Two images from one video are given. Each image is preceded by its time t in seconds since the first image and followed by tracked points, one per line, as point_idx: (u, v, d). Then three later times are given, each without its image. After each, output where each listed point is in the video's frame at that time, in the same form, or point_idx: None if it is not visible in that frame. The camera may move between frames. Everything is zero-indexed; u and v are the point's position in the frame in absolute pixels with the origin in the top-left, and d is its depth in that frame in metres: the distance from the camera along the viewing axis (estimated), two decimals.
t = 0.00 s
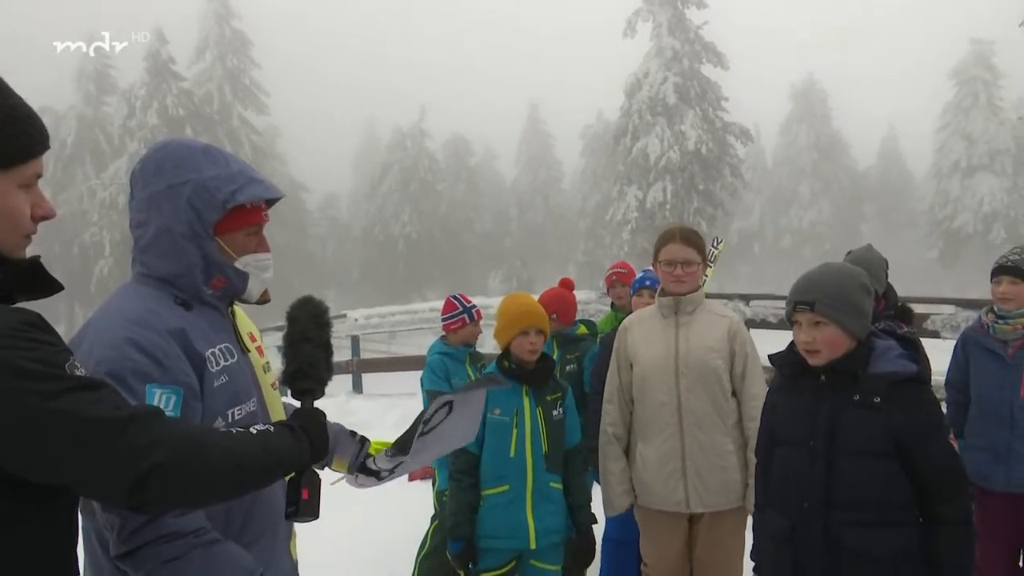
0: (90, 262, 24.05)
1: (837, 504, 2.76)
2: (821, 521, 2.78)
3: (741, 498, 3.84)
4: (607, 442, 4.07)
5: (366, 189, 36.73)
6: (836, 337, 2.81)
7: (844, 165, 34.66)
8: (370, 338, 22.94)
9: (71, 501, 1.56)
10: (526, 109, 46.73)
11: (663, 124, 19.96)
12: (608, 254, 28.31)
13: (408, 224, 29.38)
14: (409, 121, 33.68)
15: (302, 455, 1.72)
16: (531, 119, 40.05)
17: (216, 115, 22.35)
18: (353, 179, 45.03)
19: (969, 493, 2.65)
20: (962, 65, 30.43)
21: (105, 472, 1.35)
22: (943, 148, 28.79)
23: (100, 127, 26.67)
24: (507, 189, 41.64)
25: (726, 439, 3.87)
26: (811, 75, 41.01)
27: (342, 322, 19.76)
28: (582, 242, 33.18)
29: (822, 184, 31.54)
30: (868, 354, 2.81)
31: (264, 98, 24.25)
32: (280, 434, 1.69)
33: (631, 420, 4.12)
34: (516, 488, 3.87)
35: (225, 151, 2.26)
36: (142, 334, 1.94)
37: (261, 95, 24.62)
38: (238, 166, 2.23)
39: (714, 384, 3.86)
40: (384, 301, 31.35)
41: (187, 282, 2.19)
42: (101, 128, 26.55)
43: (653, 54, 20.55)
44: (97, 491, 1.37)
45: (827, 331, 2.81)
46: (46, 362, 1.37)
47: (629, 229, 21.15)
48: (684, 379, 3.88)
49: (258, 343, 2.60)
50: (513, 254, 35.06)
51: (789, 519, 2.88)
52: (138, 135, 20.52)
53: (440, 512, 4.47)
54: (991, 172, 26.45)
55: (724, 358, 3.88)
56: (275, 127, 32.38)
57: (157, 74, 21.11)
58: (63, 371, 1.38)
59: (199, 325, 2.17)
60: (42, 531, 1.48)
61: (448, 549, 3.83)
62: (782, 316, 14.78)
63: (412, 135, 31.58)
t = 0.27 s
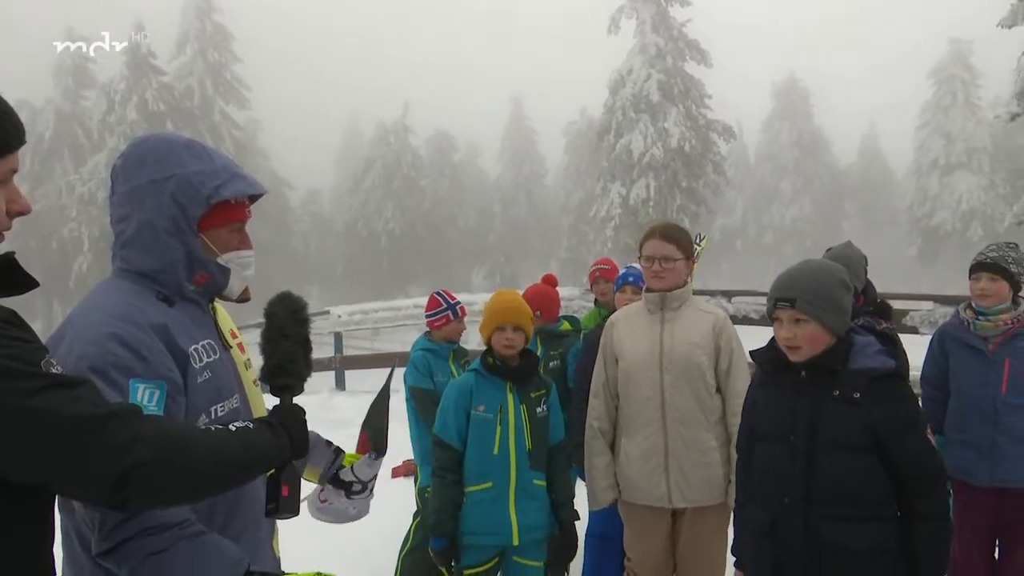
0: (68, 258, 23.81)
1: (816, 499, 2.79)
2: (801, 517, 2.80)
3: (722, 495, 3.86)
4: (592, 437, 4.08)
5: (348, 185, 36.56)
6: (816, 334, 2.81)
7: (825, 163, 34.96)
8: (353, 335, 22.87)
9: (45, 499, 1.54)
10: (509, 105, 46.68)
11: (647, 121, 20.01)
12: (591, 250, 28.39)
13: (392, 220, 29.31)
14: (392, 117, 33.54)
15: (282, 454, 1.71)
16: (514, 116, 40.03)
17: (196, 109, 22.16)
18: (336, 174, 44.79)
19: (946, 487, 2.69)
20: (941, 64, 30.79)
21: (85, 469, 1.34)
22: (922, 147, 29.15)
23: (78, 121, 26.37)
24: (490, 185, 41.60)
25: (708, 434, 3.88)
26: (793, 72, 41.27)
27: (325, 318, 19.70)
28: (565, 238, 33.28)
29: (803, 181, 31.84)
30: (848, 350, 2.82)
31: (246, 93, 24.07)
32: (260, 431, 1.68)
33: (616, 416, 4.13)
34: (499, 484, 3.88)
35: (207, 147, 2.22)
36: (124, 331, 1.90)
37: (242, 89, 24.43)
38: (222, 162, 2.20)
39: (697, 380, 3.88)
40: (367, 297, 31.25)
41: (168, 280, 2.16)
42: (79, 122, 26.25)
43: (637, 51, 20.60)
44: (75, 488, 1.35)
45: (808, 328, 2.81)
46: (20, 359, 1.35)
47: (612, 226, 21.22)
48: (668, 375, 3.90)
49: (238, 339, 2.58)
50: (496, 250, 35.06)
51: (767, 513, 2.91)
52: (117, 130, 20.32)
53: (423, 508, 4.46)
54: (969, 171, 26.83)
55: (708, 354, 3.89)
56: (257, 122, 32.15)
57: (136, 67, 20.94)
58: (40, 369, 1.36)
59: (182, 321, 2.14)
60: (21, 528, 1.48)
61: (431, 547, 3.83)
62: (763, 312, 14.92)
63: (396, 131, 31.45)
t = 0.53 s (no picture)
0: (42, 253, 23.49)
1: (794, 492, 2.81)
2: (780, 512, 2.83)
3: (701, 491, 3.89)
4: (573, 433, 4.10)
5: (328, 180, 36.33)
6: (795, 330, 2.83)
7: (803, 161, 35.28)
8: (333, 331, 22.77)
9: (16, 499, 1.51)
10: (490, 101, 46.61)
11: (627, 117, 20.06)
12: (572, 247, 28.46)
13: (372, 216, 29.20)
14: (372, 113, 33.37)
15: (259, 450, 1.70)
16: (495, 112, 39.98)
17: (173, 103, 21.91)
18: (316, 169, 44.50)
19: (921, 481, 2.73)
20: (916, 63, 31.20)
21: (57, 467, 1.32)
22: (898, 145, 29.56)
23: (52, 114, 25.98)
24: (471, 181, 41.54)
25: (688, 430, 3.90)
26: (772, 70, 41.54)
27: (304, 315, 19.57)
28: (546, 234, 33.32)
29: (782, 178, 32.18)
30: (825, 346, 2.84)
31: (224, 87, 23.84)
32: (237, 428, 1.67)
33: (596, 411, 4.14)
34: (478, 480, 3.88)
35: (187, 142, 2.20)
36: (101, 328, 1.87)
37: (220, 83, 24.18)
38: (201, 157, 2.18)
39: (676, 376, 3.89)
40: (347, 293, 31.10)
41: (146, 276, 2.12)
42: (52, 115, 25.88)
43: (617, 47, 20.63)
44: (47, 489, 1.33)
45: (787, 325, 2.82)
46: None
47: (593, 222, 21.27)
48: (647, 371, 3.91)
49: (216, 336, 2.55)
50: (477, 246, 35.04)
51: (746, 507, 2.93)
52: (92, 124, 20.06)
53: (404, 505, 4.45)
54: (943, 168, 27.19)
55: (688, 350, 3.90)
56: (235, 116, 31.85)
57: (112, 60, 20.68)
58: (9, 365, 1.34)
59: (161, 317, 2.11)
60: None
61: (411, 543, 3.82)
62: (742, 309, 15.07)
63: (377, 126, 31.29)
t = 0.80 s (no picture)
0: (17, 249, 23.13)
1: (772, 489, 2.84)
2: (759, 507, 2.85)
3: (679, 487, 3.90)
4: (554, 428, 4.13)
5: (308, 176, 36.08)
6: (774, 329, 2.84)
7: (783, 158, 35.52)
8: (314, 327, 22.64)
9: None
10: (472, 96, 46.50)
11: (609, 114, 20.08)
12: (554, 243, 28.47)
13: (354, 212, 29.06)
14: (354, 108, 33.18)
15: (238, 449, 1.69)
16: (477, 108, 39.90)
17: (152, 97, 21.65)
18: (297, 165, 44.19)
19: (899, 477, 2.75)
20: (894, 62, 31.56)
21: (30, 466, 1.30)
22: (876, 142, 29.87)
23: (27, 108, 25.57)
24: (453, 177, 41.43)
25: (666, 426, 3.92)
26: (752, 68, 41.79)
27: (285, 312, 19.41)
28: (528, 230, 33.32)
29: (762, 175, 32.43)
30: (804, 344, 2.85)
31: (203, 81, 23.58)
32: (215, 426, 1.66)
33: (577, 406, 4.16)
34: (459, 476, 3.89)
35: (177, 141, 2.19)
36: (87, 324, 1.83)
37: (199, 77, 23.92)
38: (193, 154, 2.16)
39: (654, 373, 3.90)
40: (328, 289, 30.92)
41: (134, 270, 2.08)
42: (27, 109, 25.46)
43: (600, 44, 20.64)
44: (21, 488, 1.32)
45: (767, 325, 2.84)
46: None
47: (575, 218, 21.28)
48: (626, 367, 3.92)
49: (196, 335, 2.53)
50: (460, 242, 34.97)
51: (728, 504, 2.95)
52: (69, 117, 19.77)
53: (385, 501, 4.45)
54: (920, 166, 27.50)
55: (666, 347, 3.90)
56: (214, 110, 31.52)
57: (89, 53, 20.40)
58: None
59: (147, 314, 2.07)
60: None
61: (393, 538, 3.81)
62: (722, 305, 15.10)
63: (358, 122, 31.12)
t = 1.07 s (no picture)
0: None
1: (756, 498, 2.86)
2: (745, 515, 2.88)
3: (663, 485, 3.90)
4: (536, 426, 4.15)
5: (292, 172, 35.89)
6: (753, 348, 2.82)
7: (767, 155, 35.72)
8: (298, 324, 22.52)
9: None
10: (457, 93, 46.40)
11: (594, 110, 20.09)
12: (539, 240, 28.47)
13: (338, 208, 28.93)
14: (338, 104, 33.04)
15: (221, 446, 1.69)
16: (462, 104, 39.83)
17: (133, 92, 21.45)
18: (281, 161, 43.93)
19: (880, 476, 2.79)
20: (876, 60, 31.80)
21: (11, 461, 1.29)
22: (859, 140, 30.08)
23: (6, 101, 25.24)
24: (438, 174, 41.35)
25: (648, 425, 3.94)
26: (736, 66, 41.98)
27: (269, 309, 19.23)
28: (513, 227, 33.31)
29: (746, 173, 32.65)
30: (780, 359, 2.86)
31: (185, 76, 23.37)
32: (197, 423, 1.65)
33: (559, 403, 4.18)
34: (443, 472, 3.89)
35: (151, 131, 2.16)
36: (84, 321, 1.79)
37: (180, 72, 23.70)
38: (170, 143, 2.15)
39: (635, 373, 3.92)
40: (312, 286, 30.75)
41: (125, 263, 2.05)
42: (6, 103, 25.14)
43: (585, 40, 20.64)
44: (3, 486, 1.31)
45: (747, 345, 2.82)
46: None
47: (561, 215, 21.29)
48: (607, 366, 3.94)
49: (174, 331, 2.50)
50: (444, 239, 34.90)
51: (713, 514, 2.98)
52: (48, 112, 19.54)
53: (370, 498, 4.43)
54: (902, 163, 27.72)
55: (648, 346, 3.92)
56: (197, 106, 31.27)
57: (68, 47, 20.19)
58: None
59: (139, 307, 2.04)
60: None
61: (376, 534, 3.80)
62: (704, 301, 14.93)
63: (342, 118, 30.97)
